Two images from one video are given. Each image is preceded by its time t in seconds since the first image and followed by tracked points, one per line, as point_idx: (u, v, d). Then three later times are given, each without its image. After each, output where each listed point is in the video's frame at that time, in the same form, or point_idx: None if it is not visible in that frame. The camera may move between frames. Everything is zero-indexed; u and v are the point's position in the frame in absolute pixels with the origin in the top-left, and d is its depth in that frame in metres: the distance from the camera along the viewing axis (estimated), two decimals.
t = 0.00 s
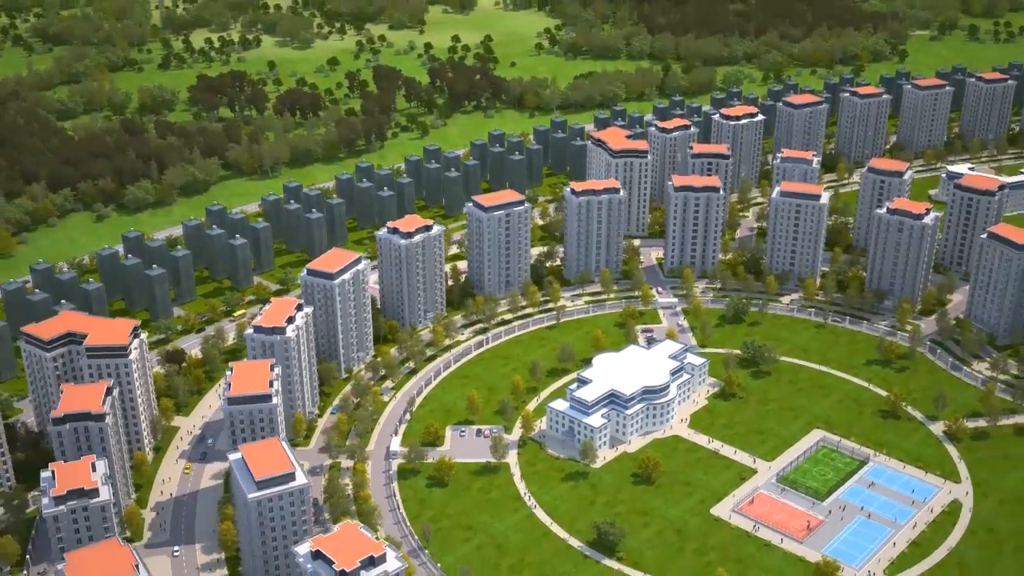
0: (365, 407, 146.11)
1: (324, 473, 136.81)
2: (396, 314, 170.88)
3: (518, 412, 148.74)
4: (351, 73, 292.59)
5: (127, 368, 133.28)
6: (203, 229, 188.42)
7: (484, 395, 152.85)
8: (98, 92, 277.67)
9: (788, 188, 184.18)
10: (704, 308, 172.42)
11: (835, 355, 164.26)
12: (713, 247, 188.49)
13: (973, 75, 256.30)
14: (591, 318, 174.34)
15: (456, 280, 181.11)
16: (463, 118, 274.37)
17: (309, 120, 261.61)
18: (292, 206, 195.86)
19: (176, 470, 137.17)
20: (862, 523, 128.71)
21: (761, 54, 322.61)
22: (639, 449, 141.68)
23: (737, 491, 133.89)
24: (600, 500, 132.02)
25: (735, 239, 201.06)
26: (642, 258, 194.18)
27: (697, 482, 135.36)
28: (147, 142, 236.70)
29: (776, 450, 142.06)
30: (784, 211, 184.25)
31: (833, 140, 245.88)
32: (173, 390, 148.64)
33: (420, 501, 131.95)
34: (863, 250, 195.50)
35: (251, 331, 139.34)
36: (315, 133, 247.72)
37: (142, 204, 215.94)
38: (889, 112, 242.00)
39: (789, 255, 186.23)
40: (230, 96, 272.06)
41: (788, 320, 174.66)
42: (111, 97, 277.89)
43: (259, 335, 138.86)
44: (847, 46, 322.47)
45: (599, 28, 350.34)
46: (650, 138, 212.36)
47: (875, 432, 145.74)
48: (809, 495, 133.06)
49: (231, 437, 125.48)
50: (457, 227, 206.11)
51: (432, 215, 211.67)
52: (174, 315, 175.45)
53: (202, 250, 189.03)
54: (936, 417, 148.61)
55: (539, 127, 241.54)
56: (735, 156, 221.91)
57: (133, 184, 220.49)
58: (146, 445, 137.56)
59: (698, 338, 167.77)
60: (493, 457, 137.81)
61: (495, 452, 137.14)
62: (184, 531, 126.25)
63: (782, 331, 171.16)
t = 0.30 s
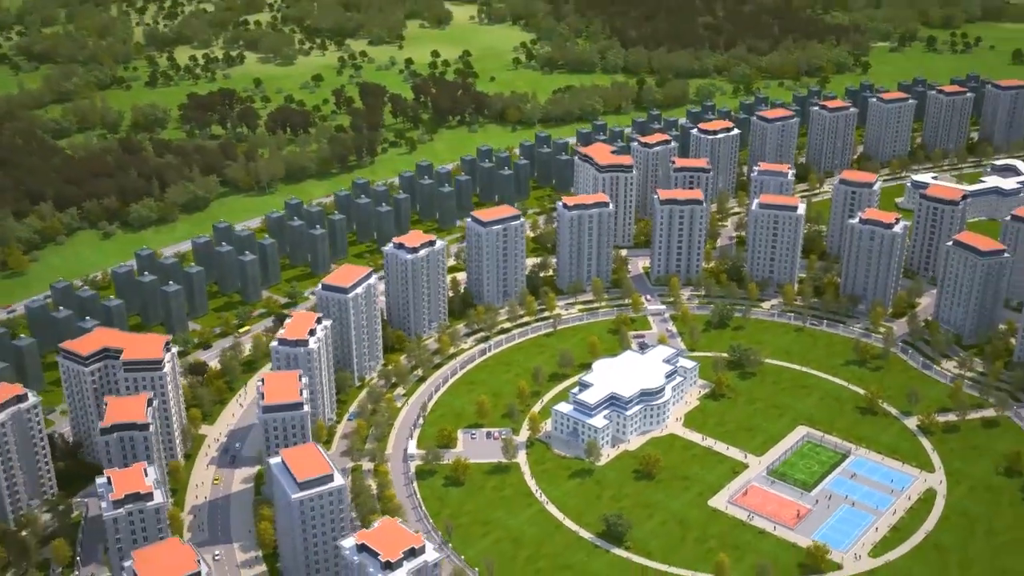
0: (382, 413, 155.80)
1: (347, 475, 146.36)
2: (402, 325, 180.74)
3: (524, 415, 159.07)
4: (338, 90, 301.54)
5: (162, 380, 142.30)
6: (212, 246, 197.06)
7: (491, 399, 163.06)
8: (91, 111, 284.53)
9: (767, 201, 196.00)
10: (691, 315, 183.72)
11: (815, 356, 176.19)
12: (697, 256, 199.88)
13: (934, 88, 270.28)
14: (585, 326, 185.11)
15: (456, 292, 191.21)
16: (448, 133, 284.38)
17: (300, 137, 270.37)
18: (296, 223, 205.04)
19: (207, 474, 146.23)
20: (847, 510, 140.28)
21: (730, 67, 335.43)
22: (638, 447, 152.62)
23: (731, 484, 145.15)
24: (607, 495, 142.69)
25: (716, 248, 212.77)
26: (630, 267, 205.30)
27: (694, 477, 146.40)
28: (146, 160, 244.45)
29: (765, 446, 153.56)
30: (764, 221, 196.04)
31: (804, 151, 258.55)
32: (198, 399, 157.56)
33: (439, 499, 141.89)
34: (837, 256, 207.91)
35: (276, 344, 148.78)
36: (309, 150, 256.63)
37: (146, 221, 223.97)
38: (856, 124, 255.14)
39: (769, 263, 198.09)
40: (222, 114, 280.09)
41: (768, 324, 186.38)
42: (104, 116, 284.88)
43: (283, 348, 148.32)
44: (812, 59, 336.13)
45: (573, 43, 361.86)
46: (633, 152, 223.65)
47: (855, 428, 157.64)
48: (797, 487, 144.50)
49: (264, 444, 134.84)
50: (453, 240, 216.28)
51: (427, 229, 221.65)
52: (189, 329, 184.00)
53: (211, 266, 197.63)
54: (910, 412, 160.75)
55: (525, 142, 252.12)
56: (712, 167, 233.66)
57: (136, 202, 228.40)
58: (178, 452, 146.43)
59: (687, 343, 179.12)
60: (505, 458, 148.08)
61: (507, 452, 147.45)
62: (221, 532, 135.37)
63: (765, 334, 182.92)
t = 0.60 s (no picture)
0: (405, 422, 163.24)
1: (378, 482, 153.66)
2: (412, 337, 188.15)
3: (539, 420, 167.67)
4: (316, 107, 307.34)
5: (200, 397, 148.35)
6: (218, 265, 202.69)
7: (505, 406, 171.39)
8: (72, 132, 287.10)
9: (751, 210, 206.84)
10: (685, 320, 193.69)
11: (804, 356, 187.20)
12: (685, 263, 209.95)
13: (891, 97, 283.98)
14: (585, 333, 194.25)
15: (459, 303, 199.14)
16: (427, 148, 291.81)
17: (285, 155, 276.04)
18: (298, 240, 211.45)
19: (244, 486, 152.59)
20: (850, 499, 150.99)
21: (693, 77, 347.11)
22: (650, 447, 162.09)
23: (741, 479, 155.15)
24: (626, 493, 151.84)
25: (700, 255, 223.26)
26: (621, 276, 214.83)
27: (706, 473, 156.09)
28: (138, 181, 248.54)
29: (767, 442, 163.86)
30: (748, 229, 206.73)
31: (773, 159, 270.47)
32: (226, 414, 163.68)
33: (469, 503, 149.83)
34: (814, 260, 219.53)
35: (305, 359, 155.56)
36: (296, 168, 262.61)
37: (144, 241, 228.50)
38: (821, 133, 267.64)
39: (753, 268, 208.81)
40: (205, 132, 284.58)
41: (756, 326, 197.13)
42: (86, 136, 287.62)
43: (313, 363, 155.20)
44: (771, 69, 349.16)
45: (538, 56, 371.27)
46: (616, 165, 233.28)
47: (848, 422, 168.64)
48: (802, 479, 154.95)
49: (306, 456, 141.86)
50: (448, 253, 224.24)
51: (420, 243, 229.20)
52: (203, 346, 189.60)
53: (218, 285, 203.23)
54: (897, 407, 172.18)
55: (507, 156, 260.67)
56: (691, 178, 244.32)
57: (133, 223, 232.78)
58: (215, 465, 152.65)
59: (684, 347, 189.05)
60: (527, 461, 156.57)
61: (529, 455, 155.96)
62: (266, 538, 141.87)
63: (755, 336, 193.59)
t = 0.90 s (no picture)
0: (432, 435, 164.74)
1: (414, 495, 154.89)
2: (423, 350, 189.50)
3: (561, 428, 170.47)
4: (285, 123, 306.29)
5: (236, 418, 148.23)
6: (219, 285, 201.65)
7: (525, 415, 173.90)
8: (39, 152, 281.91)
9: (742, 216, 212.52)
10: (687, 325, 198.25)
11: (806, 356, 193.04)
12: (680, 269, 214.62)
13: (853, 103, 293.10)
14: (591, 341, 197.63)
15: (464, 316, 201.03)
16: (402, 161, 292.88)
17: (262, 171, 274.76)
18: (296, 258, 211.34)
19: (279, 505, 152.69)
20: (872, 493, 156.54)
21: (652, 86, 353.42)
22: (673, 450, 165.96)
23: (766, 478, 159.77)
24: (658, 496, 155.30)
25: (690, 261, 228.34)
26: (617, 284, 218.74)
27: (731, 474, 160.31)
28: (119, 202, 245.44)
29: (784, 441, 168.82)
30: (741, 234, 212.20)
31: (745, 165, 277.21)
32: (252, 434, 163.43)
33: (506, 512, 151.83)
34: (801, 262, 226.05)
35: (336, 376, 156.25)
36: (276, 184, 261.66)
37: (133, 262, 225.87)
38: (791, 138, 275.18)
39: (746, 272, 214.21)
40: (177, 151, 281.81)
41: (754, 329, 202.56)
42: (53, 157, 282.71)
43: (343, 380, 156.03)
44: (727, 76, 357.28)
45: (497, 68, 374.62)
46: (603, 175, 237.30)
47: (857, 419, 174.48)
48: (824, 476, 160.14)
49: (349, 473, 142.75)
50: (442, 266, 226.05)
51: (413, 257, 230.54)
52: (212, 367, 188.56)
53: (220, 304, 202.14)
54: (902, 402, 178.63)
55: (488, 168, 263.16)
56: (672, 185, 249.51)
57: (119, 245, 229.96)
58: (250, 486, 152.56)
59: (689, 351, 193.52)
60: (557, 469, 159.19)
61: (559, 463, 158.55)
62: (311, 555, 142.06)
63: (755, 339, 198.95)
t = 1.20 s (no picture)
0: (458, 452, 159.53)
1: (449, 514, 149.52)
2: (433, 365, 183.96)
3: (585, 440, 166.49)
4: (252, 137, 298.10)
5: (262, 441, 141.15)
6: (212, 305, 193.61)
7: (547, 429, 169.77)
8: None
9: (742, 220, 211.17)
10: (696, 331, 195.82)
11: (817, 358, 191.93)
12: (681, 275, 212.29)
13: (825, 107, 294.77)
14: (600, 351, 194.11)
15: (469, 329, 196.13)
16: (376, 174, 286.77)
17: (234, 188, 266.46)
18: (289, 274, 204.17)
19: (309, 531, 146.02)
20: (910, 493, 155.15)
21: (617, 94, 352.18)
22: (704, 457, 162.80)
23: (801, 482, 157.55)
24: (697, 505, 152.07)
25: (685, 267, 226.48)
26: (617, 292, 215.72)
27: (766, 479, 157.71)
28: (91, 223, 235.41)
29: (812, 444, 166.99)
30: (742, 239, 210.77)
31: (725, 170, 276.83)
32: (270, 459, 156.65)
33: (545, 528, 147.09)
34: (796, 265, 225.67)
35: (361, 395, 150.27)
36: (253, 200, 253.73)
37: (113, 284, 216.31)
38: (769, 143, 275.47)
39: (747, 276, 212.54)
40: (143, 167, 272.00)
41: (760, 333, 200.94)
42: (11, 178, 270.72)
43: (369, 397, 150.21)
44: (690, 83, 357.65)
45: (458, 79, 370.38)
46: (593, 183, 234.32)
47: (880, 420, 173.41)
48: (859, 477, 158.41)
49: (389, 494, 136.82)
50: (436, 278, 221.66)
51: (403, 270, 225.18)
52: (213, 389, 180.64)
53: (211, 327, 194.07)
54: (922, 401, 178.21)
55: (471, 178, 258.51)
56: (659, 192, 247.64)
57: (96, 267, 220.22)
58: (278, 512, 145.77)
59: (701, 357, 191.34)
60: (591, 482, 155.08)
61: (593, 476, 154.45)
62: None
63: (764, 342, 197.37)
